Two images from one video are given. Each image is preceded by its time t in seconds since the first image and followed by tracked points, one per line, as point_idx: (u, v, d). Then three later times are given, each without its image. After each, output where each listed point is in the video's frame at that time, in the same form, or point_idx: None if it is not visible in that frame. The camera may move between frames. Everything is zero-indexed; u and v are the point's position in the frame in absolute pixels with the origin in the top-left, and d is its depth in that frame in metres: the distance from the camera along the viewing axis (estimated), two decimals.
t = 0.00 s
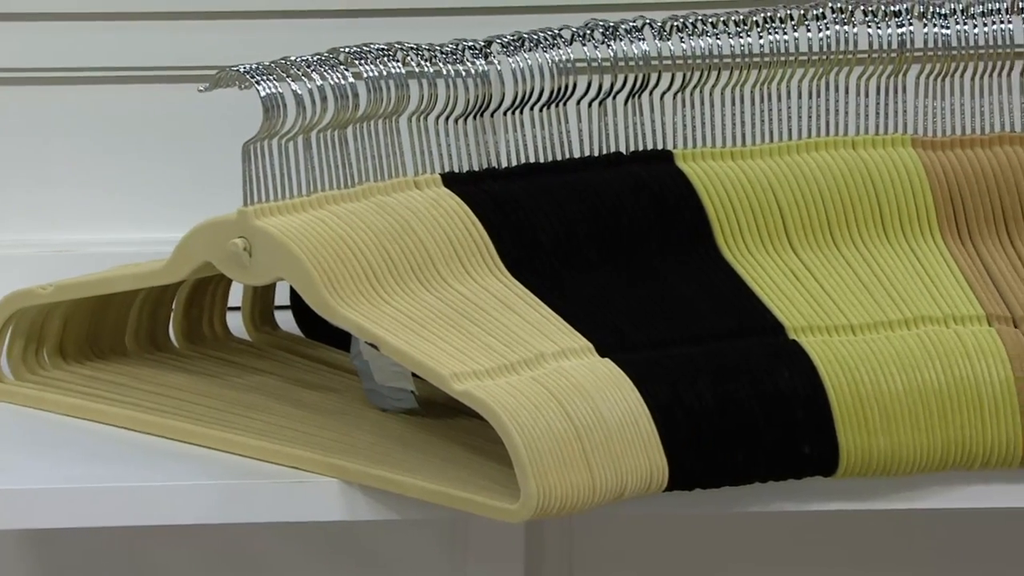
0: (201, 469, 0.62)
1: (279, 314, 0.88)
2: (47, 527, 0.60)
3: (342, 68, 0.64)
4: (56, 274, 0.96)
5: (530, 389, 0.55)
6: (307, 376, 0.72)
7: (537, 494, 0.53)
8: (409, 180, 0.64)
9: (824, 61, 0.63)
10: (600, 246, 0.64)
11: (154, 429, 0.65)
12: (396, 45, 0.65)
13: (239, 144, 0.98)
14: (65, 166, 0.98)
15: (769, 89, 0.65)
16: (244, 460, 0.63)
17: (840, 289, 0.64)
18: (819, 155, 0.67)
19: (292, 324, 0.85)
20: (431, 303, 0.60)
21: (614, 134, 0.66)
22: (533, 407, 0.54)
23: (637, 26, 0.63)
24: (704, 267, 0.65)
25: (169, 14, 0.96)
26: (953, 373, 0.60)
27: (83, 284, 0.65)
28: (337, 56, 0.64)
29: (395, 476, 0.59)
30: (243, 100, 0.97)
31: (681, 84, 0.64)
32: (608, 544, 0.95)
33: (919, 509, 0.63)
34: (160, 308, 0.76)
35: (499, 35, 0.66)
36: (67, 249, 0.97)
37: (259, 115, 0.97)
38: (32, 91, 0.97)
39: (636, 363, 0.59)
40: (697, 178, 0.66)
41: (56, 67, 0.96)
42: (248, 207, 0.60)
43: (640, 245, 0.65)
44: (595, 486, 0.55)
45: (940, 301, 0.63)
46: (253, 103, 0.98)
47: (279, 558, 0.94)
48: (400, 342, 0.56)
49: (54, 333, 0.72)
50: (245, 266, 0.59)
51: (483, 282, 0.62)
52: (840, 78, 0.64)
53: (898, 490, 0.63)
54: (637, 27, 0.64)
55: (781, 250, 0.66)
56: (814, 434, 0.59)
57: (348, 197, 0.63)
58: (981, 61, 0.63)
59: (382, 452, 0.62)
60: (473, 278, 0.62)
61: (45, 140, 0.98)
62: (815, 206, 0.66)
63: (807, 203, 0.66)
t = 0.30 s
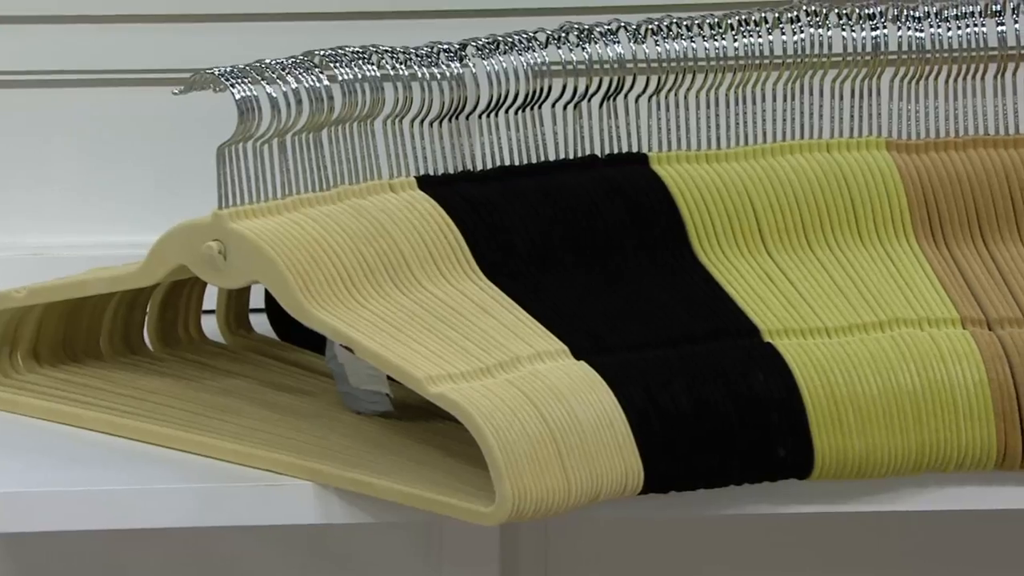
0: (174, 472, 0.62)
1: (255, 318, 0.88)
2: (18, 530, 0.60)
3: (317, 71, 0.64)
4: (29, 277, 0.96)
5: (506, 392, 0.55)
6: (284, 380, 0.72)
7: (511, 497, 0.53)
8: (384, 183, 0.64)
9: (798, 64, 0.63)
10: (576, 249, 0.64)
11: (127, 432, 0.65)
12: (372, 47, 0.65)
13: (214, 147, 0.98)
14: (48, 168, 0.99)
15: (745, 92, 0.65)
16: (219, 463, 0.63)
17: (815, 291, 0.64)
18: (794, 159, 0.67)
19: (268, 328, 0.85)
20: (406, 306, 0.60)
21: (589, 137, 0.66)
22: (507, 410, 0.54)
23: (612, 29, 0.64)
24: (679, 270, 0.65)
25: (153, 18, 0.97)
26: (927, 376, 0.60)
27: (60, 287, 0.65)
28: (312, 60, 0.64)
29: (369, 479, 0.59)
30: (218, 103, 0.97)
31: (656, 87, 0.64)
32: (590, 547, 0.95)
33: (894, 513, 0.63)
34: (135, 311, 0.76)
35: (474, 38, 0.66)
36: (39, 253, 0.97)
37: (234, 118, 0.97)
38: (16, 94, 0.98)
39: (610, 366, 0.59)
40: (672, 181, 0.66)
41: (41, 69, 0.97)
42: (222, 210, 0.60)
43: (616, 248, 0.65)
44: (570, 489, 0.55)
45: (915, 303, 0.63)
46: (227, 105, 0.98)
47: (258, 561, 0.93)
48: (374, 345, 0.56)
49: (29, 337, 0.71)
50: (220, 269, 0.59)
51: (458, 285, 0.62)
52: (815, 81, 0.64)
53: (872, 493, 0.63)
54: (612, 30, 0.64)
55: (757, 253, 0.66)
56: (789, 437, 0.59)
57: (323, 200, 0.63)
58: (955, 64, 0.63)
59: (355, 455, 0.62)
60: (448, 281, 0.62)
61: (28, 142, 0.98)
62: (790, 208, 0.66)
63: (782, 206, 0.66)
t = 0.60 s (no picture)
0: (148, 476, 0.62)
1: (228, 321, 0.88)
2: None
3: (290, 74, 0.63)
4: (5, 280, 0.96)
5: (481, 395, 0.55)
6: (260, 383, 0.71)
7: (487, 499, 0.53)
8: (358, 187, 0.64)
9: (772, 67, 0.63)
10: (551, 252, 0.64)
11: (101, 436, 0.65)
12: (346, 51, 0.65)
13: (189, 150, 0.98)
14: (27, 171, 0.99)
15: (719, 95, 0.65)
16: (193, 467, 0.63)
17: (789, 294, 0.64)
18: (768, 162, 0.68)
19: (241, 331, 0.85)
20: (381, 309, 0.60)
21: (563, 140, 0.66)
22: (482, 413, 0.54)
23: (586, 33, 0.64)
24: (654, 273, 0.65)
25: (135, 22, 0.97)
26: (901, 378, 0.61)
27: (35, 290, 0.66)
28: (286, 63, 0.64)
29: (343, 482, 0.59)
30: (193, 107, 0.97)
31: (630, 91, 0.64)
32: (571, 550, 0.95)
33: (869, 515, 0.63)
34: (108, 315, 0.76)
35: (448, 41, 0.66)
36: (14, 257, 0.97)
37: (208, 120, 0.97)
38: None
39: (584, 369, 0.59)
40: (646, 184, 0.66)
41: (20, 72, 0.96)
42: (197, 214, 0.60)
43: (591, 251, 0.65)
44: (545, 491, 0.55)
45: (888, 306, 0.63)
46: (199, 108, 0.98)
47: (236, 565, 0.93)
48: (348, 349, 0.56)
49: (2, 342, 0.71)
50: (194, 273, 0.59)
51: (433, 288, 0.62)
52: (788, 84, 0.64)
53: (847, 495, 0.63)
54: (586, 34, 0.64)
55: (731, 256, 0.66)
56: (763, 440, 0.59)
57: (297, 203, 0.63)
58: (928, 67, 0.63)
59: (329, 458, 0.62)
60: (423, 285, 0.62)
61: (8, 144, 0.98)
62: (763, 212, 0.66)
63: (756, 209, 0.66)
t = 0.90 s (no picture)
0: (121, 479, 0.62)
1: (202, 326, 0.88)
2: None
3: (265, 77, 0.63)
4: None
5: (455, 399, 0.55)
6: (236, 387, 0.71)
7: (461, 503, 0.52)
8: (332, 191, 0.64)
9: (745, 70, 0.64)
10: (526, 256, 0.64)
11: (75, 440, 0.65)
12: (320, 54, 0.65)
13: (161, 153, 0.98)
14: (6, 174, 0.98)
15: (693, 99, 0.65)
16: (168, 471, 0.63)
17: (762, 297, 0.64)
18: (742, 165, 0.67)
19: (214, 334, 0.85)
20: (355, 313, 0.60)
21: (538, 143, 0.66)
22: (456, 416, 0.54)
23: (560, 36, 0.64)
24: (629, 276, 0.65)
25: (113, 26, 0.96)
26: (875, 382, 0.61)
27: (10, 295, 0.66)
28: (260, 65, 0.64)
29: (317, 486, 0.59)
30: (163, 109, 0.97)
31: (604, 94, 0.64)
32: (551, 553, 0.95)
33: (843, 518, 0.63)
34: (81, 319, 0.75)
35: (422, 45, 0.66)
36: None
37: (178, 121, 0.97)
38: None
39: (557, 372, 0.59)
40: (620, 188, 0.66)
41: None
42: (170, 218, 0.59)
43: (566, 254, 0.65)
44: (519, 495, 0.55)
45: (863, 309, 0.63)
46: (171, 111, 0.97)
47: (215, 569, 0.93)
48: (321, 353, 0.55)
49: None
50: (168, 277, 0.59)
51: (407, 292, 0.62)
52: (762, 88, 0.64)
53: (821, 498, 0.63)
54: (560, 37, 0.64)
55: (706, 259, 0.66)
56: (737, 442, 0.59)
57: (272, 207, 0.62)
58: (902, 70, 0.63)
59: (303, 462, 0.62)
60: (397, 288, 0.62)
61: None
62: (737, 215, 0.66)
63: (730, 212, 0.66)
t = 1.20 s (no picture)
0: (91, 484, 0.62)
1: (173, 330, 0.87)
2: None
3: (235, 81, 0.63)
4: None
5: (426, 402, 0.55)
6: (210, 391, 0.71)
7: (432, 506, 0.52)
8: (302, 194, 0.63)
9: (717, 73, 0.64)
10: (498, 259, 0.64)
11: (46, 444, 0.65)
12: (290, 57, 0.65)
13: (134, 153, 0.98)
14: None
15: (664, 102, 0.64)
16: (139, 475, 0.62)
17: (733, 300, 0.64)
18: (713, 169, 0.68)
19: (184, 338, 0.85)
20: (325, 316, 0.59)
21: (509, 146, 0.66)
22: (427, 419, 0.54)
23: (531, 39, 0.64)
24: (601, 279, 0.65)
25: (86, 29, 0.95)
26: (845, 384, 0.61)
27: None
28: (230, 69, 0.64)
29: (289, 489, 0.59)
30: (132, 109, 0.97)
31: (574, 97, 0.64)
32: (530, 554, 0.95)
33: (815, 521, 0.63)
34: (50, 323, 0.74)
35: (393, 48, 0.66)
36: None
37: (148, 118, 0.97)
38: None
39: (528, 375, 0.59)
40: (591, 191, 0.66)
41: None
42: (140, 221, 0.59)
43: (538, 258, 0.65)
44: (490, 498, 0.54)
45: (833, 312, 0.63)
46: (138, 112, 0.98)
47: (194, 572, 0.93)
48: (290, 356, 0.55)
49: None
50: (138, 280, 0.59)
51: (379, 295, 0.62)
52: (732, 91, 0.64)
53: (793, 501, 0.63)
54: (530, 40, 0.64)
55: (677, 262, 0.66)
56: (708, 444, 0.59)
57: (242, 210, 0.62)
58: (872, 74, 0.63)
59: (274, 465, 0.62)
60: (367, 291, 0.62)
61: None
62: (708, 218, 0.66)
63: (701, 215, 0.66)
